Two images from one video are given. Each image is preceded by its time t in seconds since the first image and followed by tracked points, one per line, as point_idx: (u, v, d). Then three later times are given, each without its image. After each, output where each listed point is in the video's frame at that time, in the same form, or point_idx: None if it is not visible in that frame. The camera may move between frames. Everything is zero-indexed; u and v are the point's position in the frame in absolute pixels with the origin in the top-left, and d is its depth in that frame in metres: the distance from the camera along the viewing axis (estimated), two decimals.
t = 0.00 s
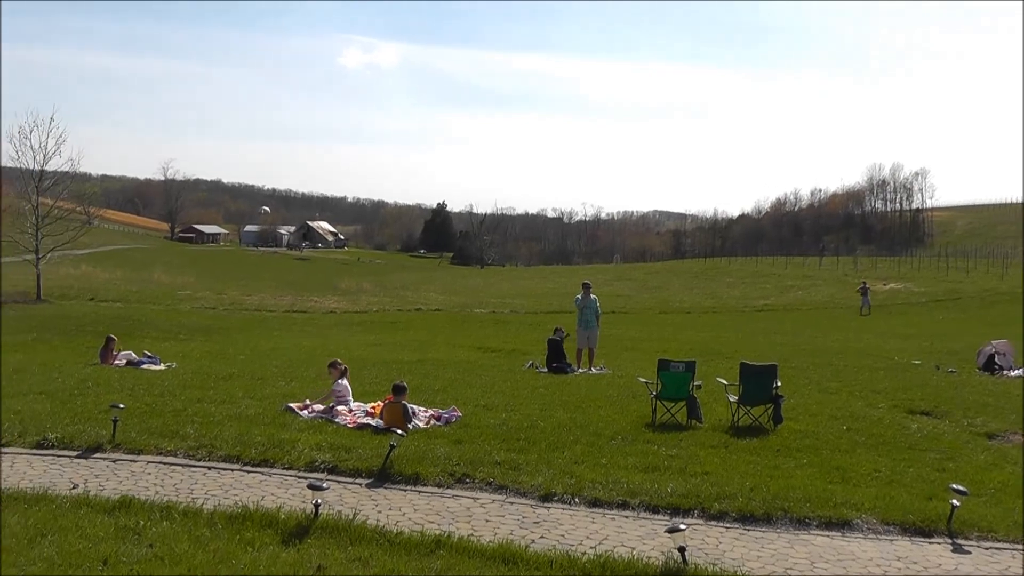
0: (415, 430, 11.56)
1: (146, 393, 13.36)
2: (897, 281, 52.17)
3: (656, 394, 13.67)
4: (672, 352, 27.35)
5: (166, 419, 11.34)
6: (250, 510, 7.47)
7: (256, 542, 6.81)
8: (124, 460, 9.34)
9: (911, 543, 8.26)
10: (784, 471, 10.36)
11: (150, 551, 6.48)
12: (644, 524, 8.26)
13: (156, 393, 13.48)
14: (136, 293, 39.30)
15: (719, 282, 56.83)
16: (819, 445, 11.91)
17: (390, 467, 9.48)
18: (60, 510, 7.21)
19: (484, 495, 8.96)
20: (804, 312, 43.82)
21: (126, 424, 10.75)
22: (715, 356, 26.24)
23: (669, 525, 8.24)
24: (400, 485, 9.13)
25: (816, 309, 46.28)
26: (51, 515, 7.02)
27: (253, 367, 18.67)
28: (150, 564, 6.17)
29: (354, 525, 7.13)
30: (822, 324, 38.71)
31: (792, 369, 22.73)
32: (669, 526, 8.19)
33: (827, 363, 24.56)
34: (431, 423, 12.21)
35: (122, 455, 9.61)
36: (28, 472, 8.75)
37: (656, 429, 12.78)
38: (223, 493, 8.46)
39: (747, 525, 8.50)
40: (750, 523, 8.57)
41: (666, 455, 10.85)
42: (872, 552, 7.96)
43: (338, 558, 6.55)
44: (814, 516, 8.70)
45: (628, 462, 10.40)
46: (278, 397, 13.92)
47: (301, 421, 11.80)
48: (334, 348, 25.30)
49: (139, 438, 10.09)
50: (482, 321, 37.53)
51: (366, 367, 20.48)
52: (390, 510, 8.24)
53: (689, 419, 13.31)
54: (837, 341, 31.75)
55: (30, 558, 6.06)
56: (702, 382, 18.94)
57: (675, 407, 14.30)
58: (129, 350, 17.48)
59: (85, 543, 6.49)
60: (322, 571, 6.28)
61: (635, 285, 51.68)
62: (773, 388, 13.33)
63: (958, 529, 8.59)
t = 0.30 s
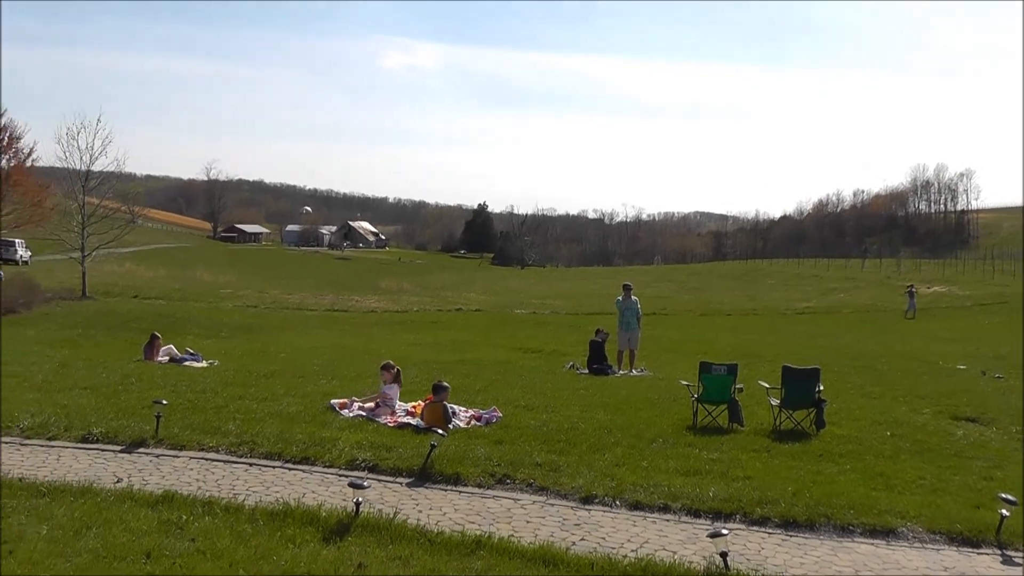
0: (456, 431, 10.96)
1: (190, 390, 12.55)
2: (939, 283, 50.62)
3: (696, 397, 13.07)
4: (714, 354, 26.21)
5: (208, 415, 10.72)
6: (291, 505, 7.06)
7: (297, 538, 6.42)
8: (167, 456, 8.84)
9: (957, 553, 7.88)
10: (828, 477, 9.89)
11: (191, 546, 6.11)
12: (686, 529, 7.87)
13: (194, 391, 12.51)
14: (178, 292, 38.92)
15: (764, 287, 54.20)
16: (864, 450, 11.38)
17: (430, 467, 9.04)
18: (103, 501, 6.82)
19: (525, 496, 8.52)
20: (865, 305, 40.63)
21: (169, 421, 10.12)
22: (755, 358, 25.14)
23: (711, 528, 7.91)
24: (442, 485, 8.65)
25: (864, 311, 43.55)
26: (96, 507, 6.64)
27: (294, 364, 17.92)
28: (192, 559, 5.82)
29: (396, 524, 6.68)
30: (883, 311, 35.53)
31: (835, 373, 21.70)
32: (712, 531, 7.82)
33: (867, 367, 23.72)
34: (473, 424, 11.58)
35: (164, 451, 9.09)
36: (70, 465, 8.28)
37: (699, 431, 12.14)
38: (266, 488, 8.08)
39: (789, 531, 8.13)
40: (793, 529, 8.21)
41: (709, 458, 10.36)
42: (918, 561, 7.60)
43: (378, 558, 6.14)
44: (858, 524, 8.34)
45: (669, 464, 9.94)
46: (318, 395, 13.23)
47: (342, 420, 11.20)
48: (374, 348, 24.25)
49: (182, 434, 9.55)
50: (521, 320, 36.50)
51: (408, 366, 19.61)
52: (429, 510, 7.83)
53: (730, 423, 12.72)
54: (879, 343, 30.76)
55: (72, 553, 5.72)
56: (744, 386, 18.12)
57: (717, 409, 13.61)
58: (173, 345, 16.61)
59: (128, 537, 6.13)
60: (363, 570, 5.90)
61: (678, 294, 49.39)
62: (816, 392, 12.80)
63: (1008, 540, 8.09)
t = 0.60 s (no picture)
0: (501, 432, 10.56)
1: (234, 390, 12.43)
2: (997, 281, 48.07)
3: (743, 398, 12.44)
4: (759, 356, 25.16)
5: (254, 415, 10.54)
6: (338, 505, 6.58)
7: (344, 538, 5.94)
8: (214, 455, 8.65)
9: (1012, 561, 7.04)
10: (875, 481, 9.25)
11: (241, 546, 5.55)
12: (733, 532, 7.46)
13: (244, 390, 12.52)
14: (221, 292, 39.75)
15: (806, 287, 51.40)
16: (911, 454, 10.62)
17: (475, 466, 8.74)
18: (150, 497, 6.22)
19: (569, 497, 8.24)
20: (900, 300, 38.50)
21: (216, 420, 9.95)
22: (800, 360, 23.97)
23: (757, 532, 7.46)
24: (486, 486, 8.39)
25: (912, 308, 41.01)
26: (144, 503, 6.02)
27: (338, 365, 17.70)
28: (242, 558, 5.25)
29: (440, 519, 6.38)
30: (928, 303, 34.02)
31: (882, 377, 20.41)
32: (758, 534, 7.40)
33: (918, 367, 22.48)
34: (518, 425, 11.18)
35: (212, 450, 8.92)
36: (119, 464, 8.08)
37: (743, 433, 11.56)
38: (312, 490, 7.69)
39: (837, 535, 7.65)
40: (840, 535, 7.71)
41: (754, 461, 9.80)
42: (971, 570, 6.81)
43: (424, 549, 5.86)
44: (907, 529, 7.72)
45: (712, 467, 9.45)
46: (363, 395, 12.94)
47: (386, 421, 10.92)
48: (418, 347, 24.04)
49: (228, 433, 9.39)
50: (565, 320, 35.62)
51: (451, 366, 19.16)
52: (476, 510, 7.59)
53: (776, 425, 12.09)
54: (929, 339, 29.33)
55: (119, 549, 5.10)
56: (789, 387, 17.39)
57: (761, 412, 12.97)
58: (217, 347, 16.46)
59: (175, 535, 5.51)
60: (411, 569, 5.46)
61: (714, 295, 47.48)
62: (862, 395, 12.16)
63: None
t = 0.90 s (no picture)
0: (541, 434, 9.53)
1: (277, 387, 11.24)
2: None
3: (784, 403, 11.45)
4: (806, 359, 23.50)
5: (296, 412, 9.49)
6: (380, 502, 5.60)
7: (382, 537, 5.00)
8: (255, 452, 7.62)
9: None
10: (920, 489, 8.39)
11: (281, 541, 4.88)
12: (774, 538, 6.75)
13: (278, 387, 11.25)
14: (264, 291, 38.03)
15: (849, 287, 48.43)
16: (956, 462, 9.69)
17: (515, 467, 7.86)
18: (188, 492, 5.71)
19: (610, 500, 7.38)
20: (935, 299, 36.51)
21: (259, 418, 8.90)
22: (841, 364, 22.40)
23: (801, 540, 6.71)
24: (527, 488, 7.48)
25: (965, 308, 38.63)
26: (184, 497, 5.58)
27: (379, 364, 16.51)
28: (280, 553, 4.67)
29: (481, 517, 5.36)
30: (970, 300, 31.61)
31: (925, 378, 19.07)
32: (801, 541, 6.67)
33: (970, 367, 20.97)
34: (557, 426, 10.18)
35: (253, 447, 7.86)
36: (161, 459, 7.10)
37: (785, 438, 10.66)
38: (351, 488, 6.68)
39: (879, 543, 6.92)
40: (885, 541, 6.98)
41: (795, 467, 8.93)
42: None
43: (465, 548, 4.88)
44: (951, 539, 6.99)
45: (749, 472, 8.58)
46: (405, 395, 11.75)
47: (426, 420, 9.80)
48: (458, 347, 22.49)
49: (270, 430, 8.33)
50: (605, 320, 33.70)
51: (489, 365, 18.07)
52: (516, 512, 6.77)
53: (819, 430, 11.21)
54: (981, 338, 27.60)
55: (160, 543, 4.87)
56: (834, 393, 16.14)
57: (804, 416, 12.07)
58: (257, 343, 15.29)
59: (214, 529, 5.05)
60: (451, 569, 4.55)
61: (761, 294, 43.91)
62: (905, 400, 11.31)
63: None
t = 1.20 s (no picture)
0: (583, 436, 9.41)
1: (318, 386, 11.25)
2: None
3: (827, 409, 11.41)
4: (848, 359, 22.86)
5: (338, 411, 9.46)
6: (421, 501, 5.67)
7: (424, 536, 5.03)
8: (296, 449, 7.56)
9: None
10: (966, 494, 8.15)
11: (324, 538, 4.95)
12: (817, 544, 6.72)
13: (320, 386, 11.26)
14: (303, 290, 38.15)
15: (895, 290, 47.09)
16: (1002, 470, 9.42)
17: (556, 468, 7.82)
18: (230, 488, 5.79)
19: (651, 503, 7.30)
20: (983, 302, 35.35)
21: (300, 415, 8.90)
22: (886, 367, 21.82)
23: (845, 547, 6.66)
24: (569, 489, 7.47)
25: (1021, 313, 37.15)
26: (227, 493, 5.66)
27: (421, 363, 16.36)
28: (322, 550, 4.74)
29: (522, 518, 5.33)
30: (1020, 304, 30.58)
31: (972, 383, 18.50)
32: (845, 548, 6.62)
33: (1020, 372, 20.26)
34: (598, 428, 10.06)
35: (295, 445, 7.80)
36: (203, 454, 7.06)
37: (826, 443, 10.57)
38: (391, 486, 6.59)
39: (925, 552, 6.82)
40: (930, 550, 6.89)
41: (838, 473, 8.77)
42: None
43: (507, 548, 4.89)
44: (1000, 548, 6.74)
45: (790, 477, 8.46)
46: (446, 394, 11.64)
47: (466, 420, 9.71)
48: (494, 347, 22.40)
49: (313, 427, 8.31)
50: (645, 322, 33.02)
51: (527, 365, 17.94)
52: (559, 513, 6.78)
53: (861, 436, 11.10)
54: None
55: (203, 538, 4.96)
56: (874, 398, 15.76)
57: (846, 422, 11.92)
58: (299, 342, 15.34)
59: (256, 526, 5.12)
60: (495, 570, 4.55)
61: (803, 294, 42.21)
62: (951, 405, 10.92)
63: None
